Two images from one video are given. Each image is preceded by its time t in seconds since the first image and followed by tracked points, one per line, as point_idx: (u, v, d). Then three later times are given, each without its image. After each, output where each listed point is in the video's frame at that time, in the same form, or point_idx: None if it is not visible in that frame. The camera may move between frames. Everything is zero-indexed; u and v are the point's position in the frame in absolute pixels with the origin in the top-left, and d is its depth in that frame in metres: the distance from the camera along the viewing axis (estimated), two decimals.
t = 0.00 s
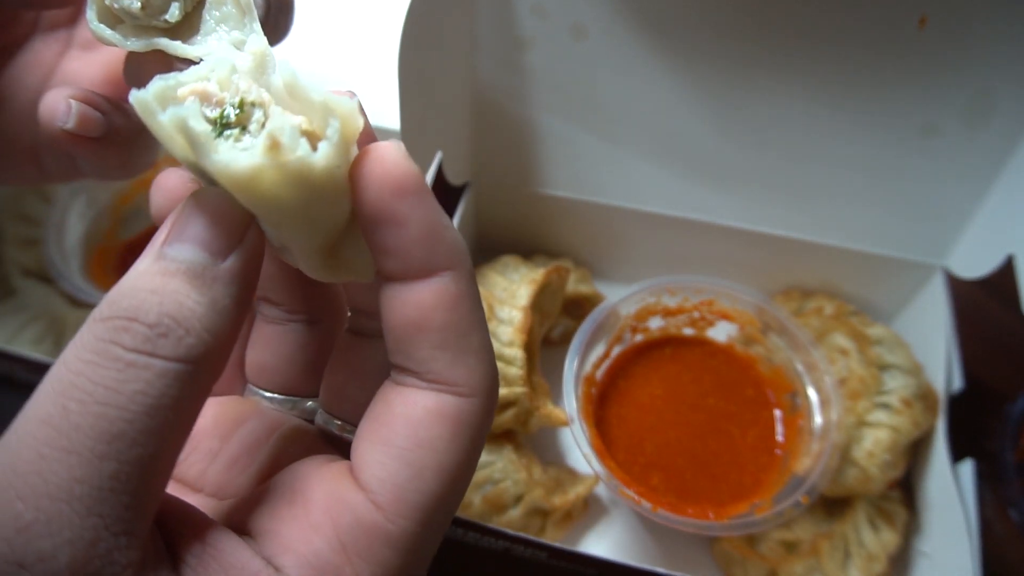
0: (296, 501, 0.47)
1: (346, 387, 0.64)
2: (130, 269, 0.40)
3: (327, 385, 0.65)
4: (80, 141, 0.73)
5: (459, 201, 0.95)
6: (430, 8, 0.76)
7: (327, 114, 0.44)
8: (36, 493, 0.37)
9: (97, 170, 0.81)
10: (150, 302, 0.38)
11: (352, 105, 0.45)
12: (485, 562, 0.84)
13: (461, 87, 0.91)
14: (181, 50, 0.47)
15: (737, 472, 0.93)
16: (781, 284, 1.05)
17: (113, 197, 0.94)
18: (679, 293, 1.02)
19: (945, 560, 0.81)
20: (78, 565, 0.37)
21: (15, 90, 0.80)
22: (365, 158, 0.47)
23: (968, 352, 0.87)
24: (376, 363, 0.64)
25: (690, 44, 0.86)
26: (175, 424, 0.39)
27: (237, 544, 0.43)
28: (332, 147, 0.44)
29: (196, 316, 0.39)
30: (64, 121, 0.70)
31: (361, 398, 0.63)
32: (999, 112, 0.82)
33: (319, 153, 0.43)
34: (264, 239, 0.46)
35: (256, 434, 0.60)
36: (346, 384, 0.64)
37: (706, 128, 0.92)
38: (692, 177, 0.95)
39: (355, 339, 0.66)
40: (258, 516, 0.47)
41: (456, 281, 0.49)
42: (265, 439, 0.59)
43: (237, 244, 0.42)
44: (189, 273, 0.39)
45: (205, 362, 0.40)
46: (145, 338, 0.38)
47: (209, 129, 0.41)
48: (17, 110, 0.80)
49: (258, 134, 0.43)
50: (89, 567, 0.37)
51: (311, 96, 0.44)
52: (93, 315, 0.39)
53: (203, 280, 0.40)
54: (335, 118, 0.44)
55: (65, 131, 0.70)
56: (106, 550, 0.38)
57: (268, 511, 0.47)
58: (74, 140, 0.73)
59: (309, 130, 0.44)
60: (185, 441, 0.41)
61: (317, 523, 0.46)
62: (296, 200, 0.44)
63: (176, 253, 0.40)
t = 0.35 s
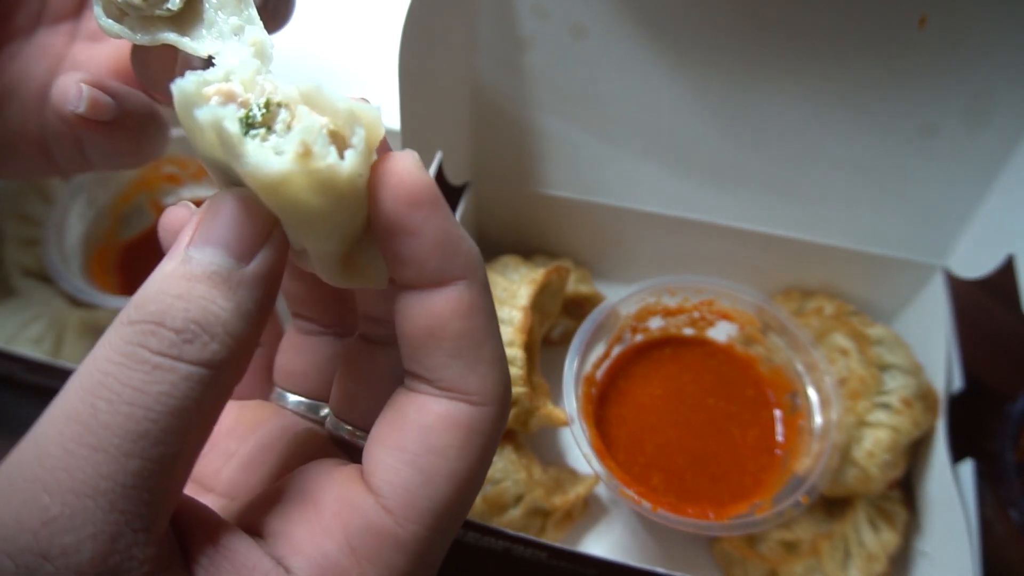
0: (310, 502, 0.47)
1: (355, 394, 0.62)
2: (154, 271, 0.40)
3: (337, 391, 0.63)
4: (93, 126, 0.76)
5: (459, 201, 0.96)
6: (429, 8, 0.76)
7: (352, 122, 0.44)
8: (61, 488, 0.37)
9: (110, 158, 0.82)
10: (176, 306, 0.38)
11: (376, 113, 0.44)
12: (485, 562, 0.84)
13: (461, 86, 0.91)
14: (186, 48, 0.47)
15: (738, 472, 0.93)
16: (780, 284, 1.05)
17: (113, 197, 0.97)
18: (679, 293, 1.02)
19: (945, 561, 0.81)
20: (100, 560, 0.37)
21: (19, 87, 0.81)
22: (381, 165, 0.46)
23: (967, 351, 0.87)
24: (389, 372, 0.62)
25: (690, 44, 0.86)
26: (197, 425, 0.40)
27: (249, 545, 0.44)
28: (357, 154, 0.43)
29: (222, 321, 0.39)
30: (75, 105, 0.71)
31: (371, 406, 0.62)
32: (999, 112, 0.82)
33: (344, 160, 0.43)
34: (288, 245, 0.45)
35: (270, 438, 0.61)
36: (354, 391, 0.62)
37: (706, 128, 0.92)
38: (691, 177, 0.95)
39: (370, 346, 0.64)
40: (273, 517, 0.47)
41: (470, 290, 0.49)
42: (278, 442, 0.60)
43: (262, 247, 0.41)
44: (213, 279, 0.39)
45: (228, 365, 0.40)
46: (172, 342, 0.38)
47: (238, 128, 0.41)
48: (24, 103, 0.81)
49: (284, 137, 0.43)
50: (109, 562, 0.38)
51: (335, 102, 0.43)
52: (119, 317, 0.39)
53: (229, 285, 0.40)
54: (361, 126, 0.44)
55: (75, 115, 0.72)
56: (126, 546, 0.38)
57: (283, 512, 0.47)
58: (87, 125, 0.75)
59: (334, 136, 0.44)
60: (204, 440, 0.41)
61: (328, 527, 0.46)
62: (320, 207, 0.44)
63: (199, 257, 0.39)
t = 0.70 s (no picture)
0: (311, 509, 0.47)
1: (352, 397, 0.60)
2: (148, 273, 0.40)
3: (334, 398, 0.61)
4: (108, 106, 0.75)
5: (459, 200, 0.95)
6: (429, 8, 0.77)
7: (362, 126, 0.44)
8: (53, 492, 0.37)
9: (116, 144, 0.86)
10: (169, 309, 0.38)
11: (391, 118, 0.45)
12: (485, 562, 0.84)
13: (461, 87, 0.91)
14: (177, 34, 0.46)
15: (737, 472, 0.93)
16: (780, 284, 1.05)
17: (113, 197, 0.98)
18: (679, 293, 1.02)
19: (945, 561, 0.81)
20: (90, 565, 0.37)
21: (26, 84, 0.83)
22: (439, 173, 0.52)
23: (968, 352, 0.86)
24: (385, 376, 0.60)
25: (690, 44, 0.86)
26: (191, 429, 0.40)
27: (248, 552, 0.43)
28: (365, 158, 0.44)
29: (215, 324, 0.39)
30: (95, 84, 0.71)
31: (369, 411, 0.60)
32: (999, 111, 0.82)
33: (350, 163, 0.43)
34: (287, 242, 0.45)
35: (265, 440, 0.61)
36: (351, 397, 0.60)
37: (707, 128, 0.92)
38: (692, 176, 0.95)
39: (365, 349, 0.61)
40: (271, 523, 0.47)
41: (500, 297, 0.53)
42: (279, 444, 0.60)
43: (256, 249, 0.41)
44: (207, 280, 0.39)
45: (222, 369, 0.40)
46: (165, 346, 0.38)
47: (239, 129, 0.42)
48: (31, 99, 0.83)
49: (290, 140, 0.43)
50: (101, 568, 0.37)
51: (347, 108, 0.44)
52: (113, 319, 0.39)
53: (223, 286, 0.39)
54: (372, 130, 0.45)
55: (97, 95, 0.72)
56: (119, 552, 0.38)
57: (282, 520, 0.47)
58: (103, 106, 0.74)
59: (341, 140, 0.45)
60: (199, 443, 0.41)
61: (328, 536, 0.46)
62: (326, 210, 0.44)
63: (194, 257, 0.39)
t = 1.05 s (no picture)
0: (290, 507, 0.47)
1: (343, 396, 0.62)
2: (114, 261, 0.40)
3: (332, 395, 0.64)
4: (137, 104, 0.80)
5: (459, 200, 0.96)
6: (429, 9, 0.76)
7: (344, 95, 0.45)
8: (31, 488, 0.37)
9: (126, 135, 0.87)
10: (134, 299, 0.38)
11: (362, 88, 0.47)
12: (486, 562, 0.84)
13: (461, 87, 0.92)
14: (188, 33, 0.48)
15: (737, 472, 0.93)
16: (780, 284, 1.05)
17: (114, 196, 0.95)
18: (679, 293, 1.02)
19: (946, 561, 0.81)
20: (70, 559, 0.37)
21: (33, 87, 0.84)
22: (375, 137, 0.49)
23: (967, 352, 0.86)
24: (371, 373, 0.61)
25: (690, 45, 0.86)
26: (166, 417, 0.39)
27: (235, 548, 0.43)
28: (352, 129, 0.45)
29: (182, 309, 0.39)
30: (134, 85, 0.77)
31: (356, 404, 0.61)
32: (999, 111, 0.82)
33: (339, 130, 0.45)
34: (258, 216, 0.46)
35: (260, 437, 0.61)
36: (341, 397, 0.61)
37: (707, 128, 0.92)
38: (692, 176, 0.95)
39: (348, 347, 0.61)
40: (259, 524, 0.47)
41: (440, 264, 0.50)
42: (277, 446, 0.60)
43: (223, 231, 0.41)
44: (172, 266, 0.39)
45: (192, 355, 0.39)
46: (131, 336, 0.38)
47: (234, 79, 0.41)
48: (39, 101, 0.85)
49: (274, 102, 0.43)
50: (83, 562, 0.37)
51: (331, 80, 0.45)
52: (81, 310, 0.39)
53: (190, 271, 0.39)
54: (357, 106, 0.46)
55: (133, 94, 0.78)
56: (101, 545, 0.38)
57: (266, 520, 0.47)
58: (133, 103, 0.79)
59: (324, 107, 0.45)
60: (180, 431, 0.41)
61: (302, 534, 0.45)
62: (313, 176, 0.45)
63: (159, 243, 0.39)
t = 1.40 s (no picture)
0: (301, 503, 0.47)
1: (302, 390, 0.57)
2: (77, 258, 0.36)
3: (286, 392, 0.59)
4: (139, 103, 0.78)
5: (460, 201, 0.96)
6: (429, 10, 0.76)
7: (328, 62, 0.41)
8: (12, 497, 0.35)
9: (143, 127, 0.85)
10: (101, 301, 0.35)
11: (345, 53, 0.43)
12: (486, 563, 0.84)
13: (461, 88, 0.92)
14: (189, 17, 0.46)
15: (737, 472, 0.93)
16: (780, 285, 1.05)
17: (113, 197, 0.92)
18: (679, 293, 1.02)
19: (946, 561, 0.81)
20: (65, 565, 0.36)
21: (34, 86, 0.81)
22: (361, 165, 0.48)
23: (967, 349, 0.87)
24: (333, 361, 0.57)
25: (690, 45, 0.86)
26: (148, 419, 0.37)
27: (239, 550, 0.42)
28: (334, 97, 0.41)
29: (157, 309, 0.36)
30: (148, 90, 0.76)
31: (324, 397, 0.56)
32: (1000, 112, 0.82)
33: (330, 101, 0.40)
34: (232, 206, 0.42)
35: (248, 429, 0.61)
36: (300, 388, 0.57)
37: (707, 129, 0.92)
38: (692, 176, 0.95)
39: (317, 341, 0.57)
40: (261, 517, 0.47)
41: (457, 285, 0.50)
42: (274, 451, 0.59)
43: (189, 220, 0.37)
44: (140, 263, 0.35)
45: (172, 351, 0.37)
46: (103, 341, 0.35)
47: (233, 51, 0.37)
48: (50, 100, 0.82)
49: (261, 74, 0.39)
50: (75, 568, 0.36)
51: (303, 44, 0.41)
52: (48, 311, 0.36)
53: (159, 268, 0.36)
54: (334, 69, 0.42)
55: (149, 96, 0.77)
56: (91, 550, 0.37)
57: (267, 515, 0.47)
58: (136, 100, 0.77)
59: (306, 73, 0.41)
60: (159, 433, 0.39)
61: (315, 527, 0.46)
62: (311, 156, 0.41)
63: (123, 238, 0.35)
